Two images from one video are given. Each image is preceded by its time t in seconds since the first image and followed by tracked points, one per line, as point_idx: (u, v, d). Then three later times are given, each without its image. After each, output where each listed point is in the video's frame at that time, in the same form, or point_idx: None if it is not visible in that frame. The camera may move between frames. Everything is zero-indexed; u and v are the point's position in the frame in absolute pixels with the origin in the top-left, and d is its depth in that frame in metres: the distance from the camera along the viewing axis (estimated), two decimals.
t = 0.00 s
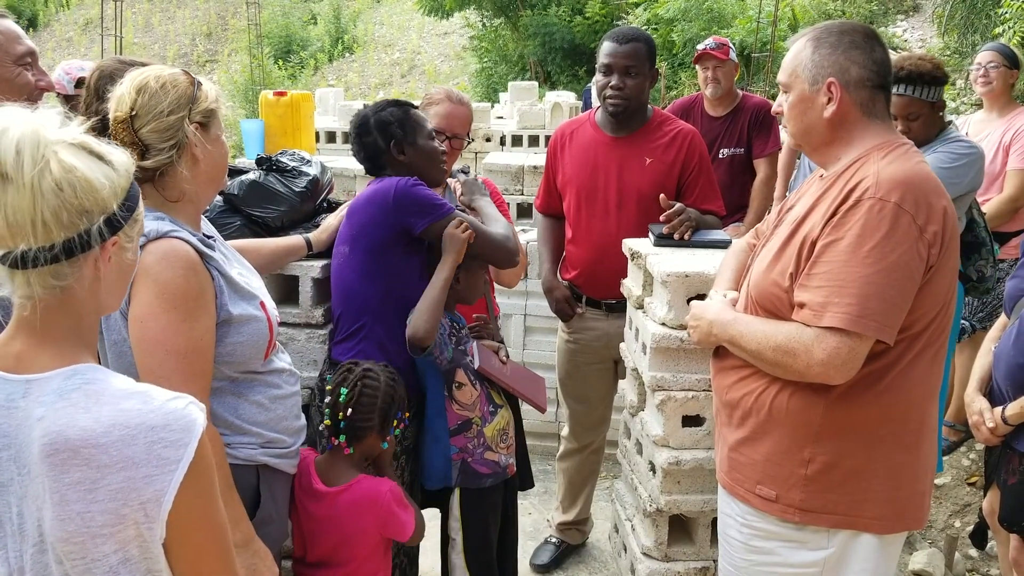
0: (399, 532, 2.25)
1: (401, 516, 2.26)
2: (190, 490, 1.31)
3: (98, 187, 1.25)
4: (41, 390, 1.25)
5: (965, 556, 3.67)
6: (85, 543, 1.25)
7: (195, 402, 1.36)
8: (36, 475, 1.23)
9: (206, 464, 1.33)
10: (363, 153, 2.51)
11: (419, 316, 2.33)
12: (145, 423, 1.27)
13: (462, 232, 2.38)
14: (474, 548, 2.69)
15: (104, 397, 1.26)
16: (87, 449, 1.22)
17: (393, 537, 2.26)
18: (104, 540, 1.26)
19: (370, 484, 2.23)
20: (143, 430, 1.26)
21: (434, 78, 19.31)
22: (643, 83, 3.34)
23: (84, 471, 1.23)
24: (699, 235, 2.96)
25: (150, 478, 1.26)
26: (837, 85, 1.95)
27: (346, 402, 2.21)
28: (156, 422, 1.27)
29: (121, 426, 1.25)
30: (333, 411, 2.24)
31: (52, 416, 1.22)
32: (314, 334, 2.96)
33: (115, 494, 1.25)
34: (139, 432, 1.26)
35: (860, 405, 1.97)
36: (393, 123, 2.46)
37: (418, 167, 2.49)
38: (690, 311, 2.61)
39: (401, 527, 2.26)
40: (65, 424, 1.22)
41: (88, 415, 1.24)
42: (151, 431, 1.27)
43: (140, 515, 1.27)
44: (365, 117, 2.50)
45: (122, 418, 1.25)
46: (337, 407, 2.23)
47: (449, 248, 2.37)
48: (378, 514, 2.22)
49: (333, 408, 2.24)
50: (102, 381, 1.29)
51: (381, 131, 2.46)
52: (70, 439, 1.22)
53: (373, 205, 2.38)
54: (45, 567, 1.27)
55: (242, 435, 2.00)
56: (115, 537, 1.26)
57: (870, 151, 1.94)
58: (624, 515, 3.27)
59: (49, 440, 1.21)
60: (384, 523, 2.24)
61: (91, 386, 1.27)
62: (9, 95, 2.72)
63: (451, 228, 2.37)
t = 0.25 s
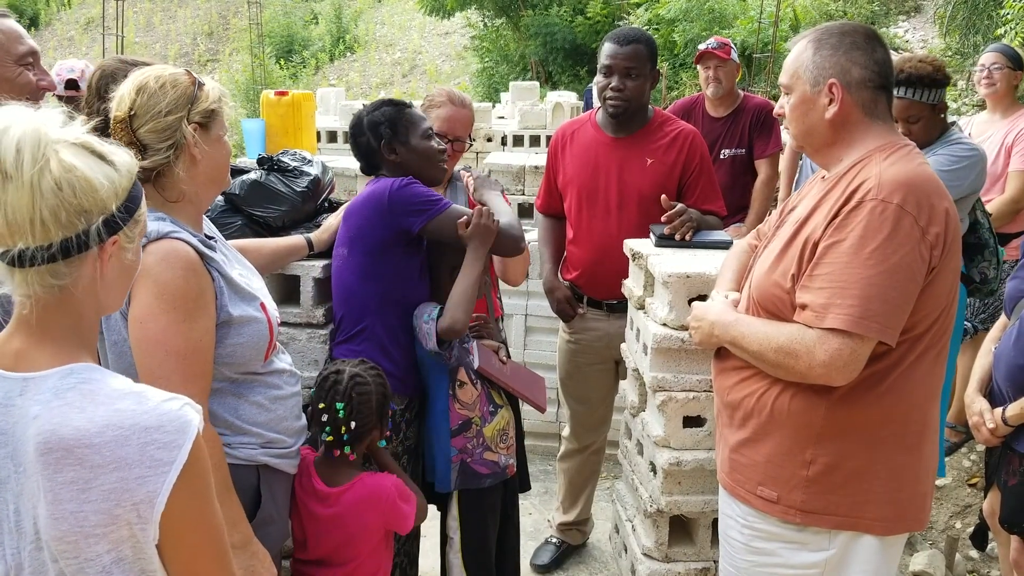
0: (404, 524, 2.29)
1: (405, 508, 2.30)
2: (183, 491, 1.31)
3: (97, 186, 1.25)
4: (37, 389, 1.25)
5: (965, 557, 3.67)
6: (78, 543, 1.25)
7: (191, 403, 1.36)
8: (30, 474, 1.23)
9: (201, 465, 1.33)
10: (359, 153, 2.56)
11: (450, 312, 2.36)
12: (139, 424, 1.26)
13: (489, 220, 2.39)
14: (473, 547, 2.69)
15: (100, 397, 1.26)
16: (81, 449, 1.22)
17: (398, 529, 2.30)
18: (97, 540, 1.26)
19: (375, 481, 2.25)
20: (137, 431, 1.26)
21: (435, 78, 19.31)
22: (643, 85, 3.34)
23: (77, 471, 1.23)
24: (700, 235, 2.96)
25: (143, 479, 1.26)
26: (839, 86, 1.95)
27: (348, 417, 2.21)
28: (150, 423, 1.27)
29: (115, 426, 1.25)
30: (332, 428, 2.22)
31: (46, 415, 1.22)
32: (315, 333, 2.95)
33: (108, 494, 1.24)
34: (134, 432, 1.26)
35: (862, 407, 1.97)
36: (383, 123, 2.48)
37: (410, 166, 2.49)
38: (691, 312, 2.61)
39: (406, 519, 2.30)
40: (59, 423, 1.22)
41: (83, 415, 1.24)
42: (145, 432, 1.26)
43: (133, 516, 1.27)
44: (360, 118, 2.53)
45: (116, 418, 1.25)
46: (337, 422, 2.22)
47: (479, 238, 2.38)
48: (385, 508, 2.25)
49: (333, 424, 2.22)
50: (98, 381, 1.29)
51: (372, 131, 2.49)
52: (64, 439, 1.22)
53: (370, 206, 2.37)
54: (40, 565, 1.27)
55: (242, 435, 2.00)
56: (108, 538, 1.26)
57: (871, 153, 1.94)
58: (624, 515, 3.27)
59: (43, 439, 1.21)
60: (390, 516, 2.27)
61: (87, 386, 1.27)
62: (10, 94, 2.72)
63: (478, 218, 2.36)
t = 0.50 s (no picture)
0: (403, 523, 2.29)
1: (405, 508, 2.29)
2: (183, 490, 1.31)
3: (95, 186, 1.25)
4: (38, 387, 1.25)
5: (966, 558, 3.67)
6: (78, 541, 1.25)
7: (192, 402, 1.36)
8: (31, 472, 1.23)
9: (201, 463, 1.33)
10: (356, 151, 2.55)
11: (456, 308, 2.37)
12: (139, 423, 1.26)
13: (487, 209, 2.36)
14: (473, 547, 2.69)
15: (100, 396, 1.26)
16: (80, 447, 1.22)
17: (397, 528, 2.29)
18: (97, 539, 1.26)
19: (375, 479, 2.25)
20: (137, 430, 1.26)
21: (436, 78, 19.32)
22: (643, 86, 3.34)
23: (77, 469, 1.23)
24: (702, 236, 2.96)
25: (143, 477, 1.26)
26: (840, 87, 1.95)
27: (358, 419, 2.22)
28: (151, 421, 1.27)
29: (115, 425, 1.25)
30: (343, 432, 2.20)
31: (47, 413, 1.22)
32: (316, 333, 2.95)
33: (108, 493, 1.24)
34: (134, 431, 1.26)
35: (863, 407, 1.97)
36: (380, 122, 2.48)
37: (406, 165, 2.50)
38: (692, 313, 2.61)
39: (405, 518, 2.29)
40: (59, 421, 1.22)
41: (83, 413, 1.24)
42: (144, 430, 1.26)
43: (133, 514, 1.27)
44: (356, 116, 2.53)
45: (116, 417, 1.25)
46: (348, 427, 2.21)
47: (477, 228, 2.36)
48: (384, 506, 2.25)
49: (343, 429, 2.20)
50: (99, 379, 1.29)
51: (369, 130, 2.49)
52: (64, 437, 1.22)
53: (367, 206, 2.36)
54: (41, 563, 1.27)
55: (243, 435, 2.00)
56: (109, 536, 1.26)
57: (872, 153, 1.94)
58: (625, 516, 3.27)
59: (44, 437, 1.21)
60: (389, 515, 2.27)
61: (88, 384, 1.27)
62: (11, 93, 2.72)
63: (473, 208, 2.33)
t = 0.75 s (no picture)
0: (400, 516, 2.29)
1: (401, 500, 2.30)
2: (185, 489, 1.31)
3: (96, 187, 1.25)
4: (41, 386, 1.25)
5: (966, 559, 3.67)
6: (81, 539, 1.26)
7: (194, 402, 1.37)
8: (34, 470, 1.23)
9: (203, 462, 1.34)
10: (353, 153, 2.56)
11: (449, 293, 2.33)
12: (142, 422, 1.27)
13: (469, 187, 2.26)
14: (473, 548, 2.70)
15: (103, 395, 1.27)
16: (84, 445, 1.23)
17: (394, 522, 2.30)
18: (100, 537, 1.26)
19: (372, 471, 2.27)
20: (140, 429, 1.26)
21: (437, 79, 19.32)
22: (644, 87, 3.35)
23: (80, 468, 1.23)
24: (702, 237, 2.96)
25: (146, 476, 1.26)
26: (839, 90, 1.96)
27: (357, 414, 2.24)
28: (154, 420, 1.28)
29: (118, 424, 1.25)
30: (345, 427, 2.21)
31: (51, 412, 1.23)
32: (317, 334, 2.96)
33: (110, 491, 1.25)
34: (137, 430, 1.26)
35: (864, 408, 1.97)
36: (376, 122, 2.48)
37: (404, 165, 2.51)
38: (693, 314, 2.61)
39: (403, 510, 2.30)
40: (63, 420, 1.23)
41: (87, 412, 1.24)
42: (147, 429, 1.27)
43: (136, 513, 1.27)
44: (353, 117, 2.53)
45: (120, 415, 1.26)
46: (349, 423, 2.22)
47: (462, 208, 2.28)
48: (381, 498, 2.26)
49: (345, 424, 2.21)
50: (102, 378, 1.29)
51: (366, 130, 2.49)
52: (68, 435, 1.22)
53: (363, 209, 2.34)
54: (44, 562, 1.27)
55: (243, 435, 2.00)
56: (111, 534, 1.27)
57: (872, 154, 1.94)
58: (626, 517, 3.27)
59: (47, 436, 1.22)
60: (386, 507, 2.28)
61: (91, 384, 1.28)
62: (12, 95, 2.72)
63: (453, 188, 2.24)
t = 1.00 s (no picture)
0: (400, 504, 2.30)
1: (401, 489, 2.31)
2: (188, 485, 1.31)
3: (94, 185, 1.25)
4: (44, 382, 1.25)
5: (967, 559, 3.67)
6: (83, 536, 1.25)
7: (196, 399, 1.37)
8: (36, 467, 1.23)
9: (206, 458, 1.34)
10: (353, 151, 2.58)
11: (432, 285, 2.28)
12: (145, 418, 1.27)
13: (437, 173, 2.15)
14: (473, 547, 2.69)
15: (105, 391, 1.27)
16: (87, 441, 1.23)
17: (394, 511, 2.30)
18: (102, 533, 1.26)
19: (372, 459, 2.28)
20: (143, 425, 1.26)
21: (438, 78, 19.31)
22: (644, 87, 3.34)
23: (83, 464, 1.23)
24: (703, 236, 2.96)
25: (148, 472, 1.26)
26: (841, 88, 1.95)
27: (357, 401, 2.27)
28: (156, 416, 1.28)
29: (121, 420, 1.25)
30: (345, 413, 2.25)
31: (53, 408, 1.23)
32: (317, 333, 2.95)
33: (113, 487, 1.25)
34: (139, 426, 1.26)
35: (864, 407, 1.97)
36: (375, 120, 2.49)
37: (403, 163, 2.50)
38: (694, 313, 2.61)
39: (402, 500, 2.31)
40: (65, 416, 1.22)
41: (89, 408, 1.24)
42: (150, 425, 1.27)
43: (138, 509, 1.27)
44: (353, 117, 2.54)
45: (122, 412, 1.26)
46: (348, 409, 2.25)
47: (435, 197, 2.17)
48: (381, 487, 2.27)
49: (345, 410, 2.24)
50: (104, 375, 1.29)
51: (365, 129, 2.50)
52: (70, 431, 1.22)
53: (359, 210, 2.31)
54: (45, 559, 1.27)
55: (242, 434, 2.00)
56: (114, 531, 1.27)
57: (873, 153, 1.94)
58: (626, 516, 3.26)
59: (49, 432, 1.21)
60: (386, 496, 2.28)
61: (93, 380, 1.27)
62: (12, 93, 2.72)
63: (420, 178, 2.16)
